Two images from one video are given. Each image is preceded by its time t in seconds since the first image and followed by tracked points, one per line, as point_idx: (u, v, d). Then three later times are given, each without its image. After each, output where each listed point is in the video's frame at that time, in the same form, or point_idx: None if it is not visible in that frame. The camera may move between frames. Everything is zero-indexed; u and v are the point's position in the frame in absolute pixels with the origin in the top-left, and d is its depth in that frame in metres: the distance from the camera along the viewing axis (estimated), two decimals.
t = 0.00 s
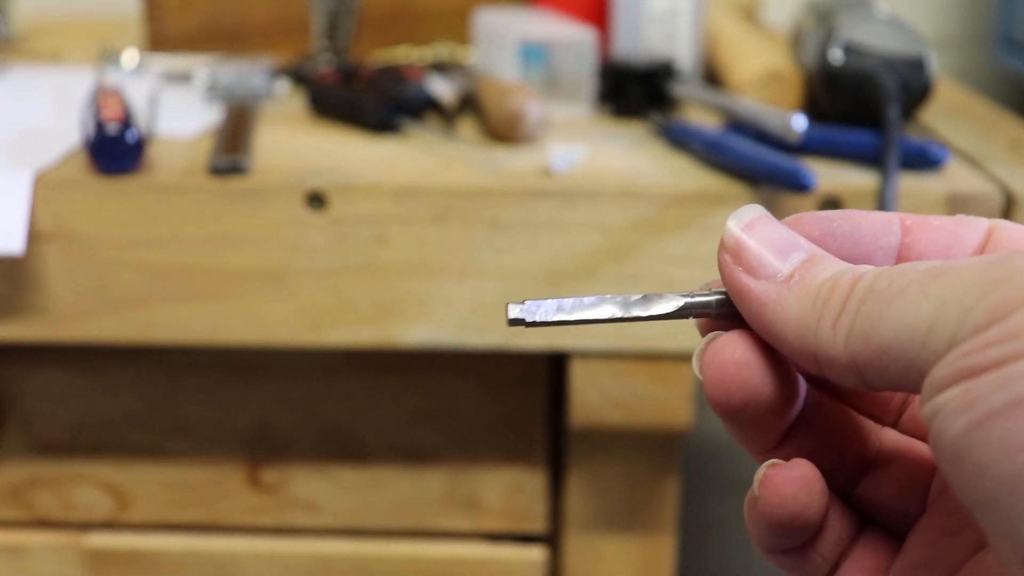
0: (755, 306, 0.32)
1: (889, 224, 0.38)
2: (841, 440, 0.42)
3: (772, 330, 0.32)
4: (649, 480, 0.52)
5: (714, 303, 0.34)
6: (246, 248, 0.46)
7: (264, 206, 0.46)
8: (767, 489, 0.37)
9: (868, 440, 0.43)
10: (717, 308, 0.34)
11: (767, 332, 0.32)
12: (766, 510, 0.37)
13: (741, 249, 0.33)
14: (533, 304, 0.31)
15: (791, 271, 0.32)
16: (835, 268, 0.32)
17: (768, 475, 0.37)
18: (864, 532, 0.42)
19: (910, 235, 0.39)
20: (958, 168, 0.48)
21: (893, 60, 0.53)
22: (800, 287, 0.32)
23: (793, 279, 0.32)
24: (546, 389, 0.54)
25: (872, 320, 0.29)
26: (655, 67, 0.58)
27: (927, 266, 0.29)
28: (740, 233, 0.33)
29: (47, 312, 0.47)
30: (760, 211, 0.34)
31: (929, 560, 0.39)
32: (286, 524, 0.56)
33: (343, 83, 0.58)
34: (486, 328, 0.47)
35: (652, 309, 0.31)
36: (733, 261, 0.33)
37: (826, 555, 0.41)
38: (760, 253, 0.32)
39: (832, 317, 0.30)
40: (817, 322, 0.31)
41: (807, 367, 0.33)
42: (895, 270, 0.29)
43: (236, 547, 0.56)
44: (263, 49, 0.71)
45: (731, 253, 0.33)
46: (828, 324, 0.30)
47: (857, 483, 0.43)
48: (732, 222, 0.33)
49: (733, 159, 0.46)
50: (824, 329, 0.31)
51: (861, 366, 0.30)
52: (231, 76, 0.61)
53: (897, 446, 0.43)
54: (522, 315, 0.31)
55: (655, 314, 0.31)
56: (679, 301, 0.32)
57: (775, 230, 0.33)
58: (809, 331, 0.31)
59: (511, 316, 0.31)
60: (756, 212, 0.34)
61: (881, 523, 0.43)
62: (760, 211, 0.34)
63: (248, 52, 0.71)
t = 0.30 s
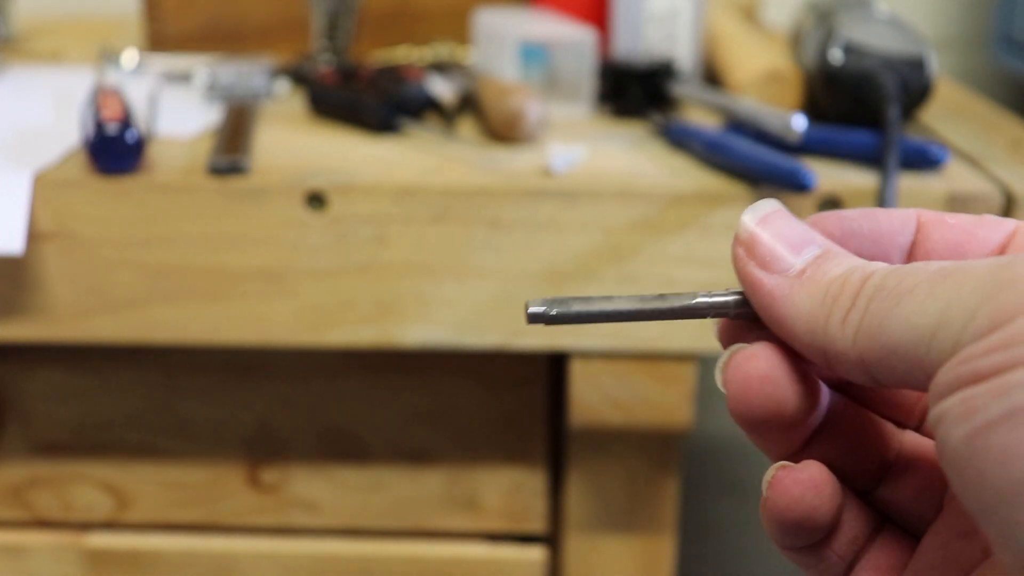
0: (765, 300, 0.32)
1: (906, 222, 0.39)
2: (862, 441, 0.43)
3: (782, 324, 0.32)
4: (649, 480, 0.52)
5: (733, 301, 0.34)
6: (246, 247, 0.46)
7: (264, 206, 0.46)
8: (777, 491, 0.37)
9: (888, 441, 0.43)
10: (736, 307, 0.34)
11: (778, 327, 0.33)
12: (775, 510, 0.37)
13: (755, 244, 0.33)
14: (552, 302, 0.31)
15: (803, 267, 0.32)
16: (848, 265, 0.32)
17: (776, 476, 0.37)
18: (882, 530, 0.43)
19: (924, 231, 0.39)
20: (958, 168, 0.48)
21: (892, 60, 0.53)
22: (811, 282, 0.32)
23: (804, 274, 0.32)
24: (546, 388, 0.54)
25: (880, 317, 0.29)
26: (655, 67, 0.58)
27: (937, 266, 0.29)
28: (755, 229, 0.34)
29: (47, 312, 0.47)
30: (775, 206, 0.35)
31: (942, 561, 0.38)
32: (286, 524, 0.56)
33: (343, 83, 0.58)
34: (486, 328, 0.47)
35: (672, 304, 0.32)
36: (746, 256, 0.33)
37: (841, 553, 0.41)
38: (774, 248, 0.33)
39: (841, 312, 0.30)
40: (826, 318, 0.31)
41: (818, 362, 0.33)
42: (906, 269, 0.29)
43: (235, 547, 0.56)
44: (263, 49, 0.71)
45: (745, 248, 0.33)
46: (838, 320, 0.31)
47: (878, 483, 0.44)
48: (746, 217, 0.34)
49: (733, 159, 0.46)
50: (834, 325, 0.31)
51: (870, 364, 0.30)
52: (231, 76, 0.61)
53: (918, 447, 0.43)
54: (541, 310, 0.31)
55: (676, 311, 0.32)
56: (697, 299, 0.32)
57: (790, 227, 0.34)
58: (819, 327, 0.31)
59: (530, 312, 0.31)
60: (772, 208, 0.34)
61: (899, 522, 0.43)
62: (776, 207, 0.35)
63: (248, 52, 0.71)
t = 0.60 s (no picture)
0: (775, 278, 0.32)
1: (911, 222, 0.38)
2: (878, 434, 0.42)
3: (792, 302, 0.32)
4: (649, 481, 0.52)
5: (748, 290, 0.33)
6: (246, 247, 0.46)
7: (264, 206, 0.46)
8: (779, 474, 0.37)
9: (904, 435, 0.43)
10: (751, 295, 0.33)
11: (786, 303, 0.33)
12: (777, 495, 0.38)
13: (766, 220, 0.33)
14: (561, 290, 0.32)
15: (814, 245, 0.32)
16: (860, 243, 0.31)
17: (778, 459, 0.37)
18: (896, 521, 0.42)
19: (928, 231, 0.38)
20: (958, 168, 0.48)
21: (892, 60, 0.53)
22: (823, 260, 0.32)
23: (815, 252, 0.32)
24: (546, 388, 0.54)
25: (892, 302, 0.29)
26: (655, 66, 0.57)
27: (951, 256, 0.29)
28: (766, 204, 0.33)
29: (47, 312, 0.47)
30: (787, 182, 0.34)
31: (953, 554, 0.38)
32: (285, 525, 0.56)
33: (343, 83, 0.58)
34: (486, 328, 0.47)
35: (687, 290, 0.32)
36: (757, 232, 0.33)
37: (847, 538, 0.41)
38: (785, 225, 0.32)
39: (853, 292, 0.31)
40: (836, 297, 0.31)
41: (825, 339, 0.33)
42: (920, 255, 0.30)
43: (235, 547, 0.56)
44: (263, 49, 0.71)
45: (757, 224, 0.33)
46: (848, 300, 0.31)
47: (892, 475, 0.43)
48: (758, 192, 0.33)
49: (733, 159, 0.46)
50: (843, 306, 0.31)
51: (877, 346, 0.31)
52: (231, 76, 0.61)
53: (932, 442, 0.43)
54: (557, 296, 0.31)
55: (692, 299, 0.32)
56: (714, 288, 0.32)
57: (803, 203, 0.33)
58: (829, 306, 0.31)
59: (547, 296, 0.31)
60: (784, 183, 0.34)
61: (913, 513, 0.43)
62: (788, 182, 0.34)
63: (248, 52, 0.71)
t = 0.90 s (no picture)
0: (760, 275, 0.32)
1: (896, 219, 0.38)
2: (865, 433, 0.42)
3: (776, 299, 0.32)
4: (648, 481, 0.52)
5: (731, 288, 0.33)
6: (246, 247, 0.46)
7: (264, 206, 0.46)
8: (763, 471, 0.37)
9: (891, 433, 0.43)
10: (734, 293, 0.33)
11: (771, 301, 0.32)
12: (762, 491, 0.38)
13: (749, 217, 0.33)
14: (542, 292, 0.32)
15: (797, 241, 0.32)
16: (844, 239, 0.31)
17: (762, 455, 0.37)
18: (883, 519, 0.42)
19: (913, 227, 0.38)
20: (958, 168, 0.48)
21: (892, 60, 0.53)
22: (806, 257, 0.31)
23: (799, 249, 0.32)
24: (547, 388, 0.54)
25: (875, 301, 0.29)
26: (655, 66, 0.58)
27: (933, 253, 0.29)
28: (750, 200, 0.33)
29: (47, 312, 0.47)
30: (772, 177, 0.34)
31: (942, 552, 0.38)
32: (286, 525, 0.56)
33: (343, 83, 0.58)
34: (485, 328, 0.47)
35: (669, 289, 0.32)
36: (741, 229, 0.33)
37: (834, 537, 0.41)
38: (768, 222, 0.32)
39: (836, 290, 0.30)
40: (820, 295, 0.31)
41: (811, 338, 0.33)
42: (903, 252, 0.29)
43: (235, 547, 0.56)
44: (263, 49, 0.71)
45: (740, 221, 0.33)
46: (831, 298, 0.31)
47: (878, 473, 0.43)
48: (742, 188, 0.33)
49: (733, 159, 0.46)
50: (827, 304, 0.31)
51: (863, 344, 0.30)
52: (231, 76, 0.61)
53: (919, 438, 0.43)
54: (537, 298, 0.31)
55: (674, 297, 0.32)
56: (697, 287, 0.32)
57: (787, 199, 0.33)
58: (813, 304, 0.31)
59: (526, 299, 0.31)
60: (768, 177, 0.34)
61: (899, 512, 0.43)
62: (772, 178, 0.34)
63: (248, 52, 0.71)
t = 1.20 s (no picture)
0: (751, 290, 0.32)
1: (884, 229, 0.39)
2: (855, 443, 0.42)
3: (767, 313, 0.32)
4: (648, 482, 0.52)
5: (721, 299, 0.33)
6: (246, 247, 0.46)
7: (264, 206, 0.46)
8: (751, 480, 0.37)
9: (882, 442, 0.43)
10: (723, 305, 0.34)
11: (761, 314, 0.33)
12: (750, 501, 0.38)
13: (739, 230, 0.33)
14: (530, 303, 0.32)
15: (788, 255, 0.32)
16: (834, 253, 0.31)
17: (751, 465, 0.37)
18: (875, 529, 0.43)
19: (903, 236, 0.39)
20: (958, 168, 0.48)
21: (892, 60, 0.53)
22: (797, 272, 0.32)
23: (790, 263, 0.32)
24: (547, 388, 0.54)
25: (866, 315, 0.29)
26: (655, 66, 0.58)
27: (922, 266, 0.29)
28: (740, 212, 0.33)
29: (47, 312, 0.47)
30: (760, 188, 0.34)
31: (936, 561, 0.39)
32: (286, 524, 0.56)
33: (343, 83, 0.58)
34: (485, 328, 0.47)
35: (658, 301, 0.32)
36: (731, 242, 0.33)
37: (825, 547, 0.41)
38: (758, 234, 0.32)
39: (827, 304, 0.31)
40: (811, 309, 0.31)
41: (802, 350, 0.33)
42: (891, 265, 0.30)
43: (235, 547, 0.56)
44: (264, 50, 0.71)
45: (730, 234, 0.33)
46: (822, 312, 0.31)
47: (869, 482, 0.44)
48: (732, 201, 0.33)
49: (732, 159, 0.46)
50: (817, 318, 0.31)
51: (853, 358, 0.31)
52: (231, 76, 0.61)
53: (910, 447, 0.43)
54: (527, 309, 0.31)
55: (663, 309, 0.32)
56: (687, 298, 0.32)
57: (775, 210, 0.33)
58: (805, 318, 0.31)
59: (516, 311, 0.31)
60: (757, 191, 0.33)
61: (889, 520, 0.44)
62: (761, 189, 0.34)
63: (248, 52, 0.71)
